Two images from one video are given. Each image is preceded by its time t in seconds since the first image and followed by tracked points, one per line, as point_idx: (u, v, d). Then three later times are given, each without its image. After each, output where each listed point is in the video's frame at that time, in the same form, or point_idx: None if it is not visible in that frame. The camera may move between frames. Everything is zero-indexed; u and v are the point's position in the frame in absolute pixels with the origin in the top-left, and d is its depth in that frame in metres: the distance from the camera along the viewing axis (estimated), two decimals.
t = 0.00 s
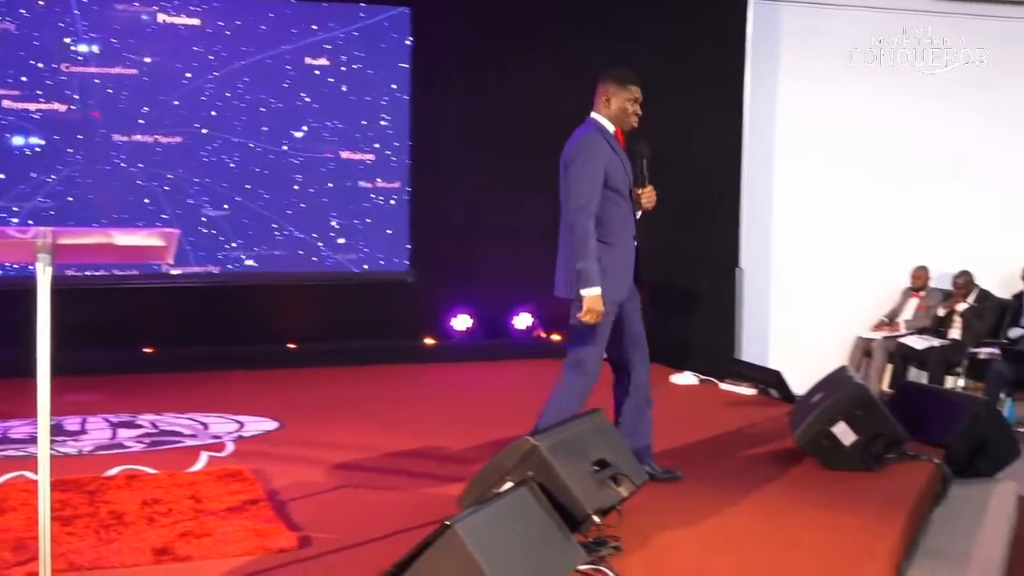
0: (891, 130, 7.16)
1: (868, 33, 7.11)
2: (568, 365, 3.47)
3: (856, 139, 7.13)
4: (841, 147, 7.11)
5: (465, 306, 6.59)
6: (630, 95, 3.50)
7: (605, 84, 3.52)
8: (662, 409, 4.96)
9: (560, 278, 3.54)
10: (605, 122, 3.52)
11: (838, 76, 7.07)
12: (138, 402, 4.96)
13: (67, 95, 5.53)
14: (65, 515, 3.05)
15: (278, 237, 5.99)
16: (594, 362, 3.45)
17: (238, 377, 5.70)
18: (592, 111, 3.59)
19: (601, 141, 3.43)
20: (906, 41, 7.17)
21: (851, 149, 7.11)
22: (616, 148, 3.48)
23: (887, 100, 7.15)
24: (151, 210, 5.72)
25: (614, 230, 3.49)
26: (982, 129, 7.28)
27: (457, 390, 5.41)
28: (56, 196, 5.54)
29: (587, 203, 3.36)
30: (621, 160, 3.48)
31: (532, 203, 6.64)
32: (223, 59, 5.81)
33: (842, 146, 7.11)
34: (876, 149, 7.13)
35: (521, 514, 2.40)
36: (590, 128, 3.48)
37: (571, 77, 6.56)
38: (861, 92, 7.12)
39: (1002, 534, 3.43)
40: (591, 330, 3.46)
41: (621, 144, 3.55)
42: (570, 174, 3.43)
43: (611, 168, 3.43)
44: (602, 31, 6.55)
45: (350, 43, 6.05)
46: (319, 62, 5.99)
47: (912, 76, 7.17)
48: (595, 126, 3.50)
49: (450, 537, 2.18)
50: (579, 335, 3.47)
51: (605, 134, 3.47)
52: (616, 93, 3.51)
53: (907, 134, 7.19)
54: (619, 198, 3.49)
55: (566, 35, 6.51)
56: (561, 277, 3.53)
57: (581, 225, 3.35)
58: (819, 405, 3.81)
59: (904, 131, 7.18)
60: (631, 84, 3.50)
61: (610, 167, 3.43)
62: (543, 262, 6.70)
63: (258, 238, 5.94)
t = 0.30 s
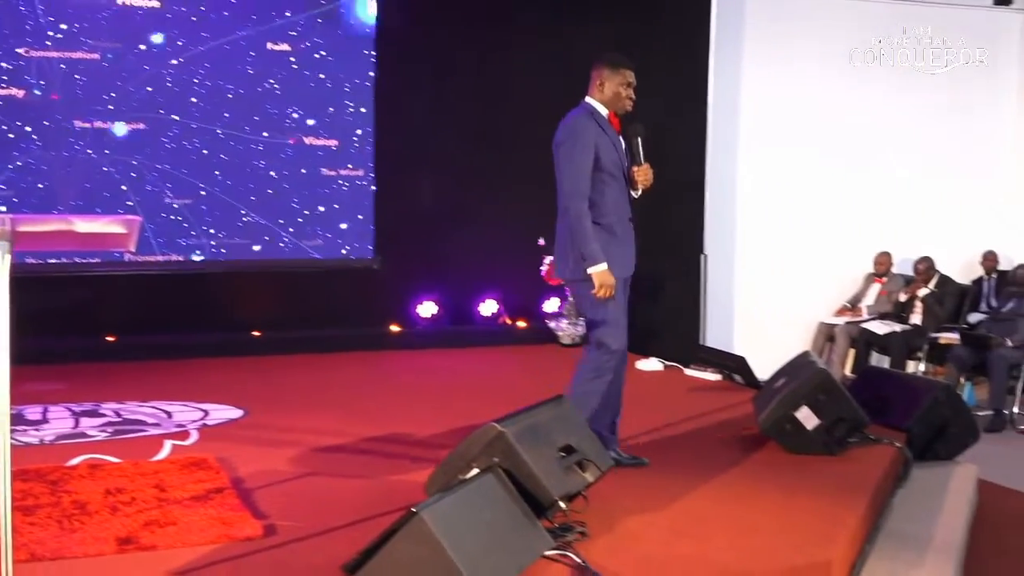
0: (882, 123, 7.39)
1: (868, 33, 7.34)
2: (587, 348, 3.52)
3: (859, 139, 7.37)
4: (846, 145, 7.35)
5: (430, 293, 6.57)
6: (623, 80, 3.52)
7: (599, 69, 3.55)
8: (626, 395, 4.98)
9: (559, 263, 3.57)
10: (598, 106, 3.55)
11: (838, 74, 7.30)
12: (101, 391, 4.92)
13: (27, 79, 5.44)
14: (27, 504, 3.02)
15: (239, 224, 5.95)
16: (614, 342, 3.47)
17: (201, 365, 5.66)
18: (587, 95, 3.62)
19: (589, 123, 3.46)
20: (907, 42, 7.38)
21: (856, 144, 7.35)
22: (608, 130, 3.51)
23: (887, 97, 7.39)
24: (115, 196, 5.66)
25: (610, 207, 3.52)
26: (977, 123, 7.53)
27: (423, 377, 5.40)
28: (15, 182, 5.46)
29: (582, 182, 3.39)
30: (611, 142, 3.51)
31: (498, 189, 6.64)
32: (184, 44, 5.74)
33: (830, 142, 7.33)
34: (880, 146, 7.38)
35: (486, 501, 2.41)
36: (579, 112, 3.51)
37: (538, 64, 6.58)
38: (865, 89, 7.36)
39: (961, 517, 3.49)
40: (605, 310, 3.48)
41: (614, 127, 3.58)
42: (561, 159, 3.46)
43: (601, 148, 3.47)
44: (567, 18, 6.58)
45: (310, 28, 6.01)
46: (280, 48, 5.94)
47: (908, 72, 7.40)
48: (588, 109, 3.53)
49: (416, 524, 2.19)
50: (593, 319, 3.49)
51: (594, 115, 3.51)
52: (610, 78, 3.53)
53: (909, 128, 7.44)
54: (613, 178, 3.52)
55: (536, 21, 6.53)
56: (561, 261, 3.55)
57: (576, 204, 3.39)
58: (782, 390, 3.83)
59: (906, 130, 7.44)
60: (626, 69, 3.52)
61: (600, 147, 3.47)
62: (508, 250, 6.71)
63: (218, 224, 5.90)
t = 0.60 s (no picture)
0: (881, 123, 7.91)
1: (869, 34, 7.85)
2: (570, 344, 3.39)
3: (840, 137, 7.85)
4: (846, 146, 7.86)
5: (403, 290, 6.56)
6: (615, 75, 3.31)
7: (589, 64, 3.34)
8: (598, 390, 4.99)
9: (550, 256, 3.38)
10: (591, 102, 3.35)
11: (840, 73, 7.80)
12: (73, 389, 4.88)
13: None
14: None
15: (207, 220, 5.90)
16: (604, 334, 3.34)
17: (174, 362, 5.63)
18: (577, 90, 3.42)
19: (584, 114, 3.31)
20: (906, 42, 7.91)
21: (856, 144, 7.86)
22: (599, 124, 3.33)
23: (875, 95, 7.89)
24: (87, 191, 5.62)
25: (603, 200, 3.34)
26: (953, 120, 8.08)
27: (397, 374, 5.40)
28: None
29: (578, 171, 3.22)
30: (604, 135, 3.34)
31: (471, 185, 6.64)
32: (152, 39, 5.69)
33: (842, 144, 7.85)
34: (881, 147, 7.91)
35: (459, 498, 2.40)
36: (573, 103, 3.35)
37: (511, 60, 6.60)
38: (863, 90, 7.87)
39: (930, 510, 3.53)
40: (601, 305, 3.34)
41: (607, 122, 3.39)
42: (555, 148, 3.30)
43: (594, 140, 3.30)
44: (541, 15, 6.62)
45: (277, 23, 5.97)
46: (250, 43, 5.91)
47: (887, 71, 7.89)
48: (579, 104, 3.34)
49: (391, 523, 2.18)
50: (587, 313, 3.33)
51: (585, 107, 3.34)
52: (602, 73, 3.32)
53: (898, 125, 7.96)
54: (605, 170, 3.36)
55: (510, 18, 6.55)
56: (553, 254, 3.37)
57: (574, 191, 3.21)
58: (754, 385, 3.84)
59: (908, 130, 7.98)
60: (616, 64, 3.31)
61: (592, 139, 3.30)
62: (481, 246, 6.72)
63: (187, 220, 5.86)
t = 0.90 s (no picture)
0: (856, 123, 8.08)
1: (870, 35, 8.02)
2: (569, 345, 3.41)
3: (815, 135, 7.98)
4: (853, 143, 8.08)
5: (371, 291, 6.54)
6: (618, 81, 3.31)
7: (593, 70, 3.33)
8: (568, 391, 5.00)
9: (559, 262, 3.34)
10: (592, 107, 3.34)
11: (841, 74, 8.00)
12: (38, 391, 4.84)
13: None
14: None
15: (171, 221, 5.86)
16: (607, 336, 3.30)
17: (141, 364, 5.59)
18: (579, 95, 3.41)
19: (584, 119, 3.31)
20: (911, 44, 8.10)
21: (863, 141, 8.09)
22: (599, 129, 3.33)
23: (852, 94, 8.05)
24: (53, 191, 5.57)
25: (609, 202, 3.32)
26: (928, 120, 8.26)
27: (366, 375, 5.38)
28: None
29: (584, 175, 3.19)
30: (603, 140, 3.34)
31: (440, 186, 6.64)
32: (115, 39, 5.64)
33: (818, 143, 7.99)
34: (883, 146, 8.14)
35: (428, 500, 2.40)
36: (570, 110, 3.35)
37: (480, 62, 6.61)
38: (863, 90, 8.07)
39: (895, 509, 3.56)
40: (610, 308, 3.31)
41: (608, 128, 3.39)
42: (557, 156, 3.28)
43: (594, 144, 3.30)
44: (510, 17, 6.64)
45: (242, 24, 5.94)
46: (215, 44, 5.87)
47: (865, 71, 8.05)
48: (579, 110, 3.33)
49: (359, 527, 2.17)
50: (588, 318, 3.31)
51: (584, 113, 3.32)
52: (606, 80, 3.31)
53: (874, 124, 8.12)
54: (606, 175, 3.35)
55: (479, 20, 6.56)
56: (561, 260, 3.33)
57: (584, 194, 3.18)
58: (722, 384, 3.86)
59: (907, 129, 8.20)
60: (621, 70, 3.30)
61: (590, 144, 3.29)
62: (449, 248, 6.71)
63: (151, 220, 5.82)
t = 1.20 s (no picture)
0: (829, 122, 8.13)
1: (870, 35, 8.14)
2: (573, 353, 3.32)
3: (793, 135, 8.04)
4: (852, 147, 8.20)
5: (346, 292, 6.53)
6: (620, 81, 3.27)
7: (594, 70, 3.30)
8: (544, 391, 5.01)
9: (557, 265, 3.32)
10: (593, 109, 3.32)
11: (843, 76, 8.13)
12: (11, 394, 4.80)
13: None
14: None
15: (142, 221, 5.82)
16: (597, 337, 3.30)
17: (116, 366, 5.55)
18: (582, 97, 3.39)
19: (585, 123, 3.29)
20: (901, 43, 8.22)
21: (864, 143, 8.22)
22: (600, 133, 3.31)
23: (830, 94, 8.11)
24: (25, 193, 5.52)
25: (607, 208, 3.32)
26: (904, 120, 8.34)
27: (343, 376, 5.38)
28: None
29: (580, 184, 3.19)
30: (604, 144, 3.32)
31: (415, 187, 6.64)
32: (86, 40, 5.60)
33: (812, 143, 8.09)
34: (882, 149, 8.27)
35: (404, 501, 2.40)
36: (570, 113, 3.32)
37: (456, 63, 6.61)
38: (865, 91, 8.20)
39: (869, 508, 3.59)
40: (596, 317, 3.29)
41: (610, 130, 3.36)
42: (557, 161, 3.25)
43: (594, 149, 3.28)
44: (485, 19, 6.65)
45: (214, 25, 5.91)
46: (188, 45, 5.85)
47: (842, 71, 8.12)
48: (580, 112, 3.31)
49: (336, 529, 2.16)
50: (578, 322, 3.30)
51: (585, 116, 3.30)
52: (607, 80, 3.28)
53: (858, 123, 8.21)
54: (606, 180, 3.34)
55: (454, 21, 6.57)
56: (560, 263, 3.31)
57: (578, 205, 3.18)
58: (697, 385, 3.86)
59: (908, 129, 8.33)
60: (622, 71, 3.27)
61: (591, 149, 3.28)
62: (424, 249, 6.71)
63: (123, 222, 5.77)
